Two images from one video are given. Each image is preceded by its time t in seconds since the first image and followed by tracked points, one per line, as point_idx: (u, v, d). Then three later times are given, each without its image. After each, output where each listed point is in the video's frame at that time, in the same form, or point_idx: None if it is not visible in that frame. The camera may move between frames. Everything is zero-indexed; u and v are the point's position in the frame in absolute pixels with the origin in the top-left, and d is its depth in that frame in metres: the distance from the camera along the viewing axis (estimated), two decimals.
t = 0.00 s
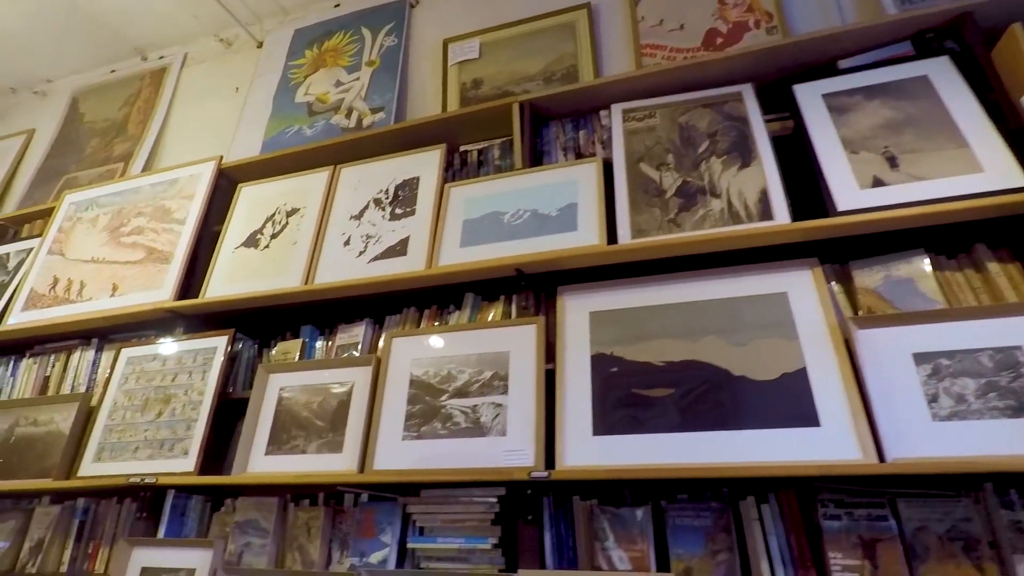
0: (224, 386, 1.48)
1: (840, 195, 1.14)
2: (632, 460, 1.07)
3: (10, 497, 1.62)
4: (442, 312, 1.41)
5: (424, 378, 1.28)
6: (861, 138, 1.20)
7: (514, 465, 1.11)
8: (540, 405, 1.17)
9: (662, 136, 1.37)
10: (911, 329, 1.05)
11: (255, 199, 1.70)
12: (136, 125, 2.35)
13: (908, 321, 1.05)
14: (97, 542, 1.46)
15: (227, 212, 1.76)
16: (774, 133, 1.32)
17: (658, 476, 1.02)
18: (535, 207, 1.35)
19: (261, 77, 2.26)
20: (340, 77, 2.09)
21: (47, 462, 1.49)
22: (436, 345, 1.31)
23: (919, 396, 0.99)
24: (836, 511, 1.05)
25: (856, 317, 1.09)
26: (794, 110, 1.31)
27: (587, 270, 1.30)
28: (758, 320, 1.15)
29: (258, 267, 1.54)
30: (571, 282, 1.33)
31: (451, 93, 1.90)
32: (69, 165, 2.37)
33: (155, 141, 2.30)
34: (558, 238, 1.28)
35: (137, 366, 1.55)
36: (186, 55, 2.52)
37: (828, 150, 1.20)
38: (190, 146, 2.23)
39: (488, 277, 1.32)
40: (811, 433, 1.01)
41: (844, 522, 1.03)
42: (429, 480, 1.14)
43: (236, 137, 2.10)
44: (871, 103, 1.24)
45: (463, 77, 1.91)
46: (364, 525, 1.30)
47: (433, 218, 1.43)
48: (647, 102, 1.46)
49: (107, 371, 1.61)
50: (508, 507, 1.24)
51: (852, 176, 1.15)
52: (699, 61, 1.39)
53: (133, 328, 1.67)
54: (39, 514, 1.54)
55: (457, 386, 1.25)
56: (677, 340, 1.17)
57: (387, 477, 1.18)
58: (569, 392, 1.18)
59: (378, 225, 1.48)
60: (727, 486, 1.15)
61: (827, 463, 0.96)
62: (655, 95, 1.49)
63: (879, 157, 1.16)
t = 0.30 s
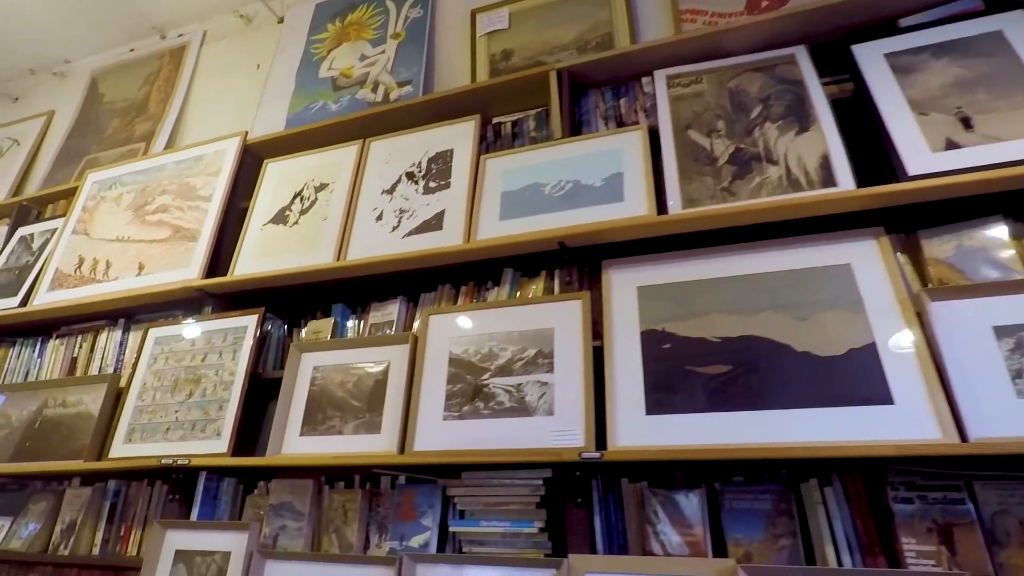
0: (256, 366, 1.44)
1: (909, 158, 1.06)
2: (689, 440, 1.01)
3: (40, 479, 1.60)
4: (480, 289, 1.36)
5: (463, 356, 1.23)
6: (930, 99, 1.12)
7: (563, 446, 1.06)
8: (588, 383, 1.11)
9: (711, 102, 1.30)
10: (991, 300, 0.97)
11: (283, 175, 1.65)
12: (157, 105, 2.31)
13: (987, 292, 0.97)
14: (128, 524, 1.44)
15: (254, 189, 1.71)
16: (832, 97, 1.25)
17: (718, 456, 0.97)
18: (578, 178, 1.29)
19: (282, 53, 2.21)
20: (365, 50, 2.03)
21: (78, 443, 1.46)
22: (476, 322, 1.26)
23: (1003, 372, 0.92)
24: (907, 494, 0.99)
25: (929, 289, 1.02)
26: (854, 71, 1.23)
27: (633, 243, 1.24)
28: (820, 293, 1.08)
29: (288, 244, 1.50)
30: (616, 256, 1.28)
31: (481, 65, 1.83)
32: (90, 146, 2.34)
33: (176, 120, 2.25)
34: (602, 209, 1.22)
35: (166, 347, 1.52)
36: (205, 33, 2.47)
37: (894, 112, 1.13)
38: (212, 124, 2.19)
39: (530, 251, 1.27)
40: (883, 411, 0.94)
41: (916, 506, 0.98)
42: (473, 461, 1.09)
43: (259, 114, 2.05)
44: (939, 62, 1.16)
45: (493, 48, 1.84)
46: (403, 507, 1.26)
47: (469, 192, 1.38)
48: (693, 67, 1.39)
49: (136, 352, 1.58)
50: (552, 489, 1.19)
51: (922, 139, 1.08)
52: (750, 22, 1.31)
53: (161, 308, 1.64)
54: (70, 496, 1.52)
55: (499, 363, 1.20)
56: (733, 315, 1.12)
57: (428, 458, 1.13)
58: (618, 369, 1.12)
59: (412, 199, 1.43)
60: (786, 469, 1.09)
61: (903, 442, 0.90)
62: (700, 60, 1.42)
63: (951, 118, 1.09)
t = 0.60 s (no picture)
0: (286, 351, 1.41)
1: (983, 126, 0.99)
2: (747, 427, 0.96)
3: (67, 466, 1.58)
4: (517, 271, 1.31)
5: (503, 341, 1.19)
6: (1002, 64, 1.05)
7: (612, 434, 1.02)
8: (636, 368, 1.06)
9: (760, 72, 1.24)
10: None
11: (309, 157, 1.61)
12: (176, 89, 2.27)
13: None
14: (157, 513, 1.41)
15: (279, 172, 1.67)
16: (891, 64, 1.18)
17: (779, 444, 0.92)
18: (620, 154, 1.23)
19: (302, 34, 2.15)
20: (388, 29, 1.98)
21: (105, 431, 1.44)
22: (515, 305, 1.22)
23: None
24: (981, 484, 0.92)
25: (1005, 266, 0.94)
26: (916, 37, 1.16)
27: (679, 222, 1.19)
28: (883, 272, 1.02)
29: (316, 227, 1.45)
30: (661, 236, 1.22)
31: (509, 42, 1.77)
32: (109, 132, 2.30)
33: (196, 104, 2.21)
34: (648, 186, 1.16)
35: (192, 333, 1.49)
36: (224, 16, 2.42)
37: (963, 79, 1.05)
38: (232, 108, 2.15)
39: (570, 231, 1.21)
40: (959, 396, 0.88)
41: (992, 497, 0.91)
42: (517, 449, 1.05)
43: (281, 97, 2.01)
44: (1009, 26, 1.09)
45: (521, 25, 1.77)
46: (440, 497, 1.22)
47: (505, 170, 1.32)
48: (739, 37, 1.32)
49: (162, 338, 1.55)
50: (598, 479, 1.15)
51: (996, 106, 1.01)
52: None
53: (186, 294, 1.61)
54: (98, 484, 1.50)
55: (542, 348, 1.15)
56: (789, 296, 1.06)
57: (469, 446, 1.09)
58: (668, 353, 1.08)
59: (444, 179, 1.38)
60: (846, 457, 1.04)
61: (984, 430, 0.84)
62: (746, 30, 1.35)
63: None
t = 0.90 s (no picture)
0: (325, 338, 1.39)
1: None
2: (811, 419, 0.92)
3: (106, 450, 1.59)
4: (561, 258, 1.28)
5: (549, 329, 1.16)
6: None
7: (667, 424, 0.98)
8: (691, 357, 1.02)
9: (820, 49, 1.18)
10: None
11: (345, 141, 1.58)
12: (207, 76, 2.26)
13: None
14: (196, 499, 1.41)
15: (315, 157, 1.65)
16: (962, 39, 1.12)
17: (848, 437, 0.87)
18: (671, 136, 1.19)
19: (333, 18, 2.12)
20: (422, 13, 1.94)
21: (144, 417, 1.43)
22: (561, 291, 1.18)
23: None
24: None
25: None
26: (989, 10, 1.09)
27: (733, 205, 1.14)
28: (956, 258, 0.97)
29: (354, 212, 1.43)
30: (713, 222, 1.18)
31: (547, 24, 1.72)
32: (141, 119, 2.30)
33: (227, 91, 2.19)
34: (702, 169, 1.12)
35: (230, 319, 1.48)
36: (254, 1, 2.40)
37: None
38: (264, 94, 2.13)
39: (619, 216, 1.17)
40: None
41: None
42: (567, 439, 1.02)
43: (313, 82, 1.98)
44: None
45: (559, 6, 1.72)
46: (483, 487, 1.20)
47: (549, 153, 1.28)
48: (795, 13, 1.26)
49: (199, 325, 1.54)
50: (648, 471, 1.12)
51: None
52: None
53: (223, 280, 1.60)
54: (136, 469, 1.50)
55: (590, 336, 1.12)
56: (853, 283, 1.01)
57: (516, 436, 1.06)
58: (725, 342, 1.04)
59: (486, 163, 1.35)
60: (912, 452, 0.99)
61: None
62: (802, 7, 1.29)
63: None
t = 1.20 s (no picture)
0: (377, 328, 1.37)
1: None
2: (899, 402, 0.88)
3: (157, 445, 1.59)
4: (618, 242, 1.25)
5: (610, 314, 1.12)
6: None
7: (743, 410, 0.94)
8: (765, 340, 0.98)
9: (891, 17, 1.12)
10: None
11: (388, 129, 1.56)
12: (240, 69, 2.25)
13: None
14: (250, 492, 1.40)
15: (357, 146, 1.63)
16: None
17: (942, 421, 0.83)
18: (733, 112, 1.14)
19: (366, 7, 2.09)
20: None
21: (196, 410, 1.43)
22: (621, 275, 1.15)
23: None
24: None
25: None
26: None
27: (801, 182, 1.10)
28: None
29: (401, 200, 1.41)
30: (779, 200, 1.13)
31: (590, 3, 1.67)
32: (176, 115, 2.30)
33: (261, 83, 2.18)
34: (769, 145, 1.07)
35: (278, 311, 1.47)
36: None
37: None
38: (298, 86, 2.11)
39: (680, 196, 1.14)
40: None
41: None
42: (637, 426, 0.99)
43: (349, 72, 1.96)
44: None
45: None
46: (544, 477, 1.17)
47: (603, 133, 1.25)
48: None
49: (246, 318, 1.54)
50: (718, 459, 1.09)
51: None
52: None
53: (268, 273, 1.59)
54: (189, 463, 1.50)
55: (654, 320, 1.09)
56: (936, 259, 0.96)
57: (582, 424, 1.03)
58: (799, 324, 1.00)
59: (537, 145, 1.32)
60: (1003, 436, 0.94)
61: None
62: None
63: None
